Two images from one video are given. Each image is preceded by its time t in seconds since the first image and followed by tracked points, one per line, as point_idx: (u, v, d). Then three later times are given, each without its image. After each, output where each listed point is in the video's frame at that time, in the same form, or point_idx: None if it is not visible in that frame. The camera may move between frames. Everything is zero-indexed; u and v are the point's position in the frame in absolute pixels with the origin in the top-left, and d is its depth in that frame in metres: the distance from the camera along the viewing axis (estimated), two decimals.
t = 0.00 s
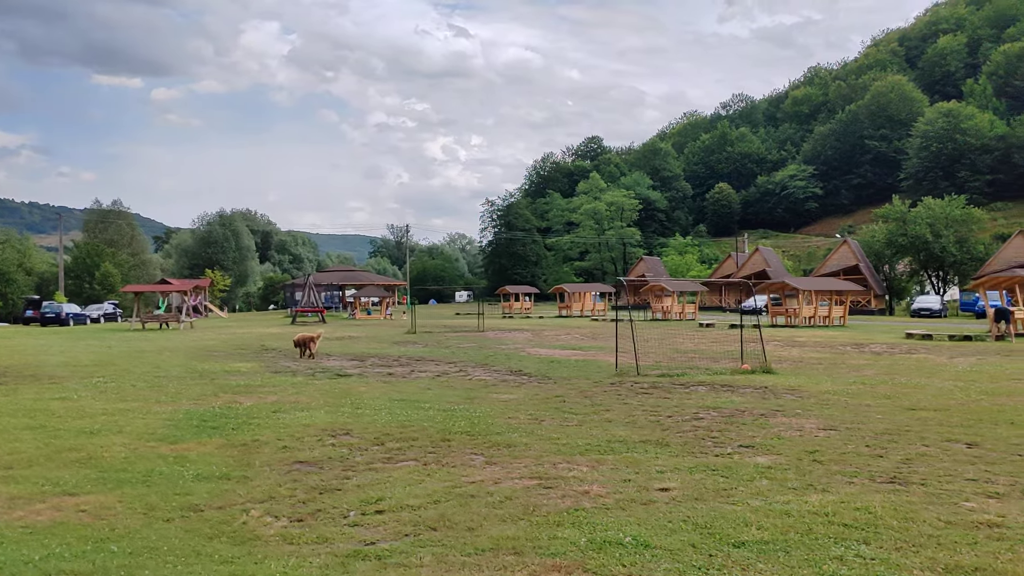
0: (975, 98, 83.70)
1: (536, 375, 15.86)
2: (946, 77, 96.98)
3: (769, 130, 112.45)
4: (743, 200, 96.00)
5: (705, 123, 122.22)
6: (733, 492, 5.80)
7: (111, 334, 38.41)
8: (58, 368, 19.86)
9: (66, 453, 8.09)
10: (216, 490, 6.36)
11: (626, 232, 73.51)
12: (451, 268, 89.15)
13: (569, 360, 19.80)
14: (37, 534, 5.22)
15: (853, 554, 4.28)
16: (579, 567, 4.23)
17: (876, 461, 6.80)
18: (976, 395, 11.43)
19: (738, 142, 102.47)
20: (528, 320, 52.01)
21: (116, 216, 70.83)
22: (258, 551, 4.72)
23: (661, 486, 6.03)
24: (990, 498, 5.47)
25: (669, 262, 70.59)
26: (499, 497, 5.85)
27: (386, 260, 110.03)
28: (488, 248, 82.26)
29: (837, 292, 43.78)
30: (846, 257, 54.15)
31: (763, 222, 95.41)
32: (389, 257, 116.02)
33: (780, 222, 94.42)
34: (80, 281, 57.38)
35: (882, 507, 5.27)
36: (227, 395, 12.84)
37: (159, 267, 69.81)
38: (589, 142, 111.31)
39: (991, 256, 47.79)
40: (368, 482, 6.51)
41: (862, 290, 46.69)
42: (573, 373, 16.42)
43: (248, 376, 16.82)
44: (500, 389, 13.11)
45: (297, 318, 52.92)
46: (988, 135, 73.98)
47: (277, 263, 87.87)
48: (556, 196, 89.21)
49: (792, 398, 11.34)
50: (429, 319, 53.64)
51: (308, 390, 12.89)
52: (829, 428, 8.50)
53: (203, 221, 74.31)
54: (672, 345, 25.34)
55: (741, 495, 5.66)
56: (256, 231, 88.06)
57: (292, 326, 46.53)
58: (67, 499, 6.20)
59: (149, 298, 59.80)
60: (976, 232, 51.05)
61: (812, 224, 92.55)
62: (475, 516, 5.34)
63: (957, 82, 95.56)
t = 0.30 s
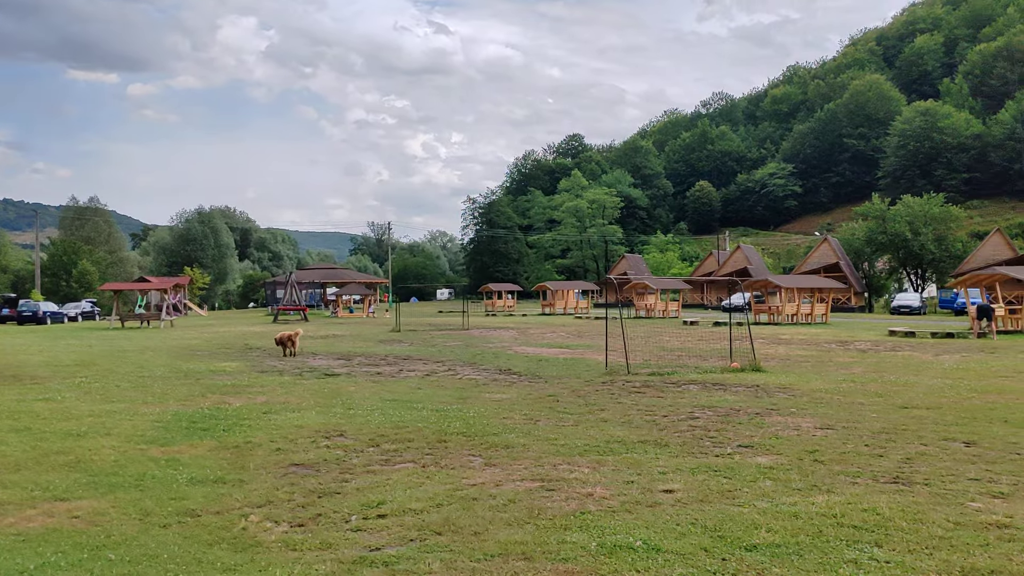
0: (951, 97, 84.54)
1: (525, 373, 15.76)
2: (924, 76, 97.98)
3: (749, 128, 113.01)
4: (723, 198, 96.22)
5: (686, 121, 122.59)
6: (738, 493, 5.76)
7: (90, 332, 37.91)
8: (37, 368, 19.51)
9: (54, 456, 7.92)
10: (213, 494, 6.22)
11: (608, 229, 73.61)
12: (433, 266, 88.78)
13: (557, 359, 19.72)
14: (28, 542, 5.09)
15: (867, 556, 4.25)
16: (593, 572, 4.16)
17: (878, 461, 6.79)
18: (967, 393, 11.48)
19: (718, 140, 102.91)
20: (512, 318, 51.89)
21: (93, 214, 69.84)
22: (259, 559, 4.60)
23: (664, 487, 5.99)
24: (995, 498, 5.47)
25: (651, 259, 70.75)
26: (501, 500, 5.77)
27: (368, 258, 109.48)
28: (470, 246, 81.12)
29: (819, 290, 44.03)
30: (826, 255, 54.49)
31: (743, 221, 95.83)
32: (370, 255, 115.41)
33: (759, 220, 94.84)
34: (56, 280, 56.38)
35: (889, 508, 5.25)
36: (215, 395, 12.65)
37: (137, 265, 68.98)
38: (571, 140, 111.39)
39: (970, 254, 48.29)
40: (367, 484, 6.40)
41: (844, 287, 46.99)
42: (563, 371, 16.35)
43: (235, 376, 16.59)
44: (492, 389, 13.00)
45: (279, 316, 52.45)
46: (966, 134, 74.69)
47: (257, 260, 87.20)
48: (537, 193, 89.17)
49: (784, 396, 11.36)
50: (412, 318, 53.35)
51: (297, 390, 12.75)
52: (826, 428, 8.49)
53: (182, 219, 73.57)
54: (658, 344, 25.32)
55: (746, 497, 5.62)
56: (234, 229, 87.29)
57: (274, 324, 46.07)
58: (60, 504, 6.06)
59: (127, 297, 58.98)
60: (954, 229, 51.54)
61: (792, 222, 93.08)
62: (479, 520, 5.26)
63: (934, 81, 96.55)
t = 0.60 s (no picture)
0: (930, 96, 85.39)
1: (518, 369, 15.70)
2: (903, 74, 98.95)
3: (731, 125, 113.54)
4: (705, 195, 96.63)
5: (668, 118, 122.93)
6: (747, 487, 5.75)
7: (70, 329, 37.48)
8: (19, 364, 19.24)
9: (47, 454, 7.77)
10: (215, 492, 6.12)
11: (592, 226, 73.74)
12: (415, 262, 88.44)
13: (548, 355, 19.70)
14: (30, 541, 4.98)
15: (884, 551, 4.24)
16: (611, 569, 4.12)
17: (880, 454, 6.82)
18: (958, 387, 11.56)
19: (700, 137, 103.36)
20: (497, 314, 51.81)
21: (71, 209, 68.99)
22: (270, 557, 4.53)
23: (671, 483, 5.96)
24: (1002, 492, 5.50)
25: (635, 256, 70.92)
26: (508, 496, 5.72)
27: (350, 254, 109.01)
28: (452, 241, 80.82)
29: (802, 286, 44.28)
30: (809, 251, 54.82)
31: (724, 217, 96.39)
32: (352, 251, 114.87)
33: (741, 217, 95.36)
34: (34, 275, 55.57)
35: (898, 502, 5.25)
36: (206, 392, 12.52)
37: (116, 261, 68.27)
38: (554, 136, 111.47)
39: (950, 251, 48.80)
40: (371, 480, 6.33)
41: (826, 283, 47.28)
42: (555, 367, 16.31)
43: (224, 372, 16.41)
44: (486, 384, 12.94)
45: (262, 312, 52.06)
46: (944, 131, 75.43)
47: (237, 256, 86.61)
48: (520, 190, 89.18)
49: (779, 391, 11.40)
50: (396, 314, 53.16)
51: (289, 386, 12.64)
52: (825, 422, 8.51)
53: (162, 215, 72.90)
54: (645, 340, 25.34)
55: (754, 492, 5.60)
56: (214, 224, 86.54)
57: (257, 320, 45.75)
58: (58, 502, 5.94)
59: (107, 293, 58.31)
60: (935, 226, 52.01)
61: (773, 218, 93.65)
62: (489, 516, 5.21)
63: (913, 79, 97.54)
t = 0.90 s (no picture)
0: (912, 95, 86.14)
1: (513, 369, 15.67)
2: (884, 73, 99.80)
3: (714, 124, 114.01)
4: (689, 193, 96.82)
5: (652, 116, 123.21)
6: (758, 489, 5.74)
7: (52, 329, 37.06)
8: (4, 365, 18.99)
9: (47, 457, 7.67)
10: (224, 496, 6.06)
11: (577, 225, 73.85)
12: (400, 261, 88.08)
13: (540, 353, 19.69)
14: (38, 547, 4.90)
15: (906, 553, 4.26)
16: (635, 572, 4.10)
17: (887, 454, 6.85)
18: (954, 385, 11.65)
19: (685, 136, 103.71)
20: (484, 313, 51.76)
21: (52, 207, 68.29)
22: (287, 563, 4.47)
23: (683, 484, 5.95)
24: (1011, 491, 5.53)
25: (621, 254, 71.03)
26: (521, 498, 5.69)
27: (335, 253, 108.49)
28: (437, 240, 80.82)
29: (788, 285, 44.46)
30: (794, 250, 55.07)
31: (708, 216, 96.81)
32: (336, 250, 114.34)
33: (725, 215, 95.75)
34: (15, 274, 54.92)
35: (912, 502, 5.26)
36: (202, 393, 12.40)
37: (97, 259, 67.65)
38: (539, 135, 111.49)
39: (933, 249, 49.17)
40: (379, 483, 6.28)
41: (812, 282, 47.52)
42: (549, 366, 16.28)
43: (216, 372, 16.26)
44: (483, 384, 12.92)
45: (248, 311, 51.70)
46: (926, 131, 76.04)
47: (220, 255, 86.01)
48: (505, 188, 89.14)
49: (777, 390, 11.43)
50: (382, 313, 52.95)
51: (286, 387, 12.55)
52: (828, 422, 8.54)
53: (144, 213, 72.31)
54: (635, 338, 25.36)
55: (766, 493, 5.60)
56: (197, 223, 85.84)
57: (243, 320, 45.46)
58: (64, 507, 5.86)
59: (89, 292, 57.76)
60: (918, 224, 52.40)
61: (757, 217, 94.13)
62: (504, 519, 5.18)
63: (894, 78, 98.47)
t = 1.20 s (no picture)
0: (895, 94, 86.78)
1: (507, 368, 15.59)
2: (867, 73, 100.58)
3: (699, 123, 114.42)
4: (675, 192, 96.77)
5: (638, 116, 123.44)
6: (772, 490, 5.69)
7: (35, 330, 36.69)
8: None
9: (44, 460, 7.52)
10: (230, 499, 5.95)
11: (564, 223, 73.90)
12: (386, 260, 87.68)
13: (532, 353, 19.61)
14: (43, 554, 4.78)
15: (930, 554, 4.22)
16: None
17: (896, 454, 6.83)
18: (952, 384, 11.66)
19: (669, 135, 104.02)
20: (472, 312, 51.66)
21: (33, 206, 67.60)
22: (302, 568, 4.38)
23: (696, 485, 5.89)
24: None
25: (607, 253, 71.07)
26: (534, 500, 5.62)
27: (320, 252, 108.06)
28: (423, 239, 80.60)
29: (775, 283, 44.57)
30: (781, 248, 55.25)
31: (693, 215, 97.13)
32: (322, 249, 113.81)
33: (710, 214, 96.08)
34: None
35: (928, 503, 5.23)
36: (196, 394, 12.27)
37: (80, 259, 67.00)
38: (525, 133, 111.45)
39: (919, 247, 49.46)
40: (388, 486, 6.18)
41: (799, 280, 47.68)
42: (544, 366, 16.20)
43: (208, 373, 16.09)
44: (481, 384, 12.84)
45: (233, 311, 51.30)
46: (909, 130, 76.62)
47: (204, 254, 85.37)
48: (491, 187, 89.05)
49: (776, 389, 11.40)
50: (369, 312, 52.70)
51: (282, 388, 12.43)
52: (833, 421, 8.51)
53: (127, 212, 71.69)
54: (626, 337, 25.31)
55: (781, 494, 5.55)
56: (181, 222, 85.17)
57: (228, 319, 45.14)
58: (67, 511, 5.73)
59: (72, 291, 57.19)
60: (903, 223, 52.69)
61: (742, 215, 94.52)
62: (519, 521, 5.11)
63: (877, 78, 99.32)
